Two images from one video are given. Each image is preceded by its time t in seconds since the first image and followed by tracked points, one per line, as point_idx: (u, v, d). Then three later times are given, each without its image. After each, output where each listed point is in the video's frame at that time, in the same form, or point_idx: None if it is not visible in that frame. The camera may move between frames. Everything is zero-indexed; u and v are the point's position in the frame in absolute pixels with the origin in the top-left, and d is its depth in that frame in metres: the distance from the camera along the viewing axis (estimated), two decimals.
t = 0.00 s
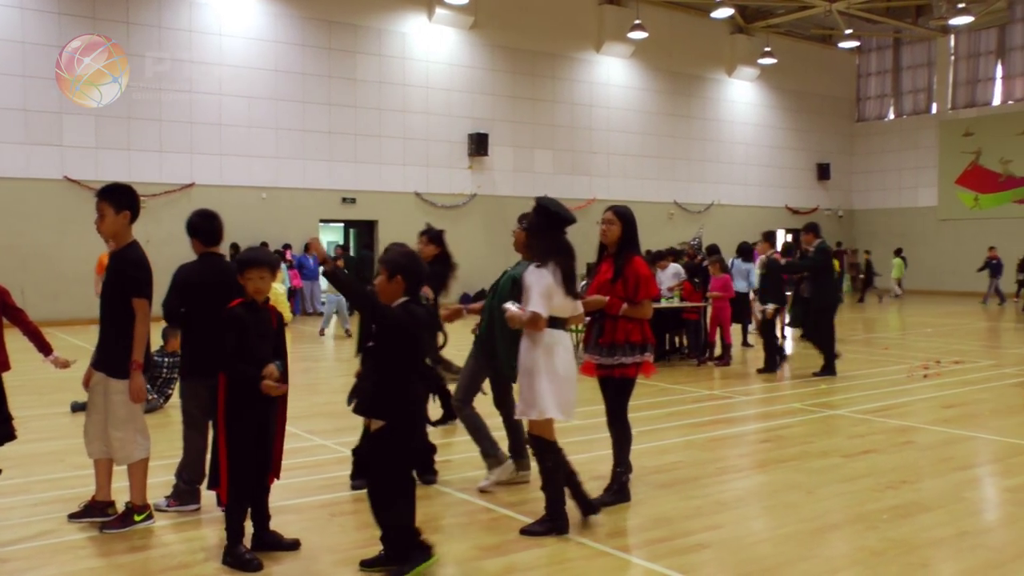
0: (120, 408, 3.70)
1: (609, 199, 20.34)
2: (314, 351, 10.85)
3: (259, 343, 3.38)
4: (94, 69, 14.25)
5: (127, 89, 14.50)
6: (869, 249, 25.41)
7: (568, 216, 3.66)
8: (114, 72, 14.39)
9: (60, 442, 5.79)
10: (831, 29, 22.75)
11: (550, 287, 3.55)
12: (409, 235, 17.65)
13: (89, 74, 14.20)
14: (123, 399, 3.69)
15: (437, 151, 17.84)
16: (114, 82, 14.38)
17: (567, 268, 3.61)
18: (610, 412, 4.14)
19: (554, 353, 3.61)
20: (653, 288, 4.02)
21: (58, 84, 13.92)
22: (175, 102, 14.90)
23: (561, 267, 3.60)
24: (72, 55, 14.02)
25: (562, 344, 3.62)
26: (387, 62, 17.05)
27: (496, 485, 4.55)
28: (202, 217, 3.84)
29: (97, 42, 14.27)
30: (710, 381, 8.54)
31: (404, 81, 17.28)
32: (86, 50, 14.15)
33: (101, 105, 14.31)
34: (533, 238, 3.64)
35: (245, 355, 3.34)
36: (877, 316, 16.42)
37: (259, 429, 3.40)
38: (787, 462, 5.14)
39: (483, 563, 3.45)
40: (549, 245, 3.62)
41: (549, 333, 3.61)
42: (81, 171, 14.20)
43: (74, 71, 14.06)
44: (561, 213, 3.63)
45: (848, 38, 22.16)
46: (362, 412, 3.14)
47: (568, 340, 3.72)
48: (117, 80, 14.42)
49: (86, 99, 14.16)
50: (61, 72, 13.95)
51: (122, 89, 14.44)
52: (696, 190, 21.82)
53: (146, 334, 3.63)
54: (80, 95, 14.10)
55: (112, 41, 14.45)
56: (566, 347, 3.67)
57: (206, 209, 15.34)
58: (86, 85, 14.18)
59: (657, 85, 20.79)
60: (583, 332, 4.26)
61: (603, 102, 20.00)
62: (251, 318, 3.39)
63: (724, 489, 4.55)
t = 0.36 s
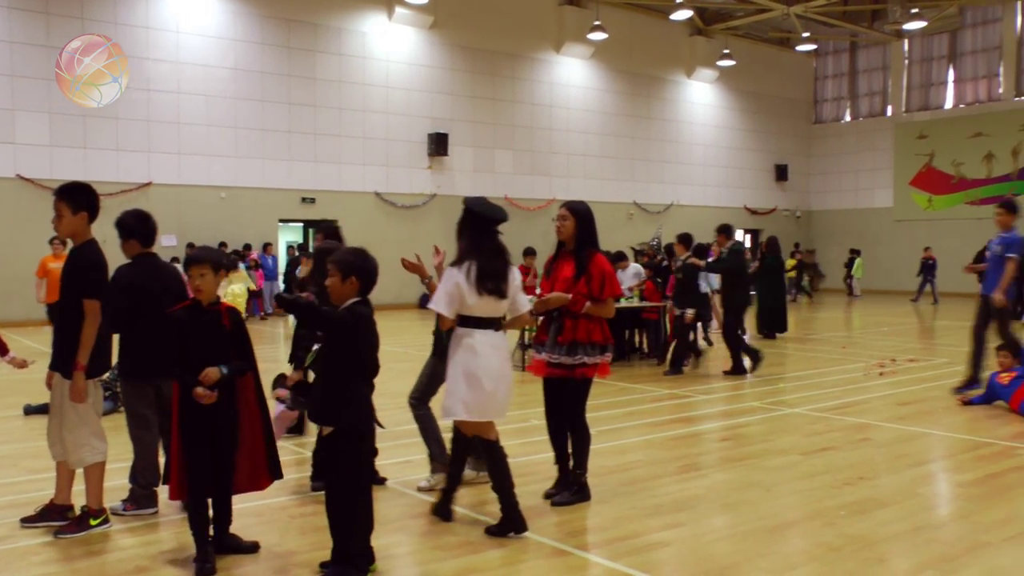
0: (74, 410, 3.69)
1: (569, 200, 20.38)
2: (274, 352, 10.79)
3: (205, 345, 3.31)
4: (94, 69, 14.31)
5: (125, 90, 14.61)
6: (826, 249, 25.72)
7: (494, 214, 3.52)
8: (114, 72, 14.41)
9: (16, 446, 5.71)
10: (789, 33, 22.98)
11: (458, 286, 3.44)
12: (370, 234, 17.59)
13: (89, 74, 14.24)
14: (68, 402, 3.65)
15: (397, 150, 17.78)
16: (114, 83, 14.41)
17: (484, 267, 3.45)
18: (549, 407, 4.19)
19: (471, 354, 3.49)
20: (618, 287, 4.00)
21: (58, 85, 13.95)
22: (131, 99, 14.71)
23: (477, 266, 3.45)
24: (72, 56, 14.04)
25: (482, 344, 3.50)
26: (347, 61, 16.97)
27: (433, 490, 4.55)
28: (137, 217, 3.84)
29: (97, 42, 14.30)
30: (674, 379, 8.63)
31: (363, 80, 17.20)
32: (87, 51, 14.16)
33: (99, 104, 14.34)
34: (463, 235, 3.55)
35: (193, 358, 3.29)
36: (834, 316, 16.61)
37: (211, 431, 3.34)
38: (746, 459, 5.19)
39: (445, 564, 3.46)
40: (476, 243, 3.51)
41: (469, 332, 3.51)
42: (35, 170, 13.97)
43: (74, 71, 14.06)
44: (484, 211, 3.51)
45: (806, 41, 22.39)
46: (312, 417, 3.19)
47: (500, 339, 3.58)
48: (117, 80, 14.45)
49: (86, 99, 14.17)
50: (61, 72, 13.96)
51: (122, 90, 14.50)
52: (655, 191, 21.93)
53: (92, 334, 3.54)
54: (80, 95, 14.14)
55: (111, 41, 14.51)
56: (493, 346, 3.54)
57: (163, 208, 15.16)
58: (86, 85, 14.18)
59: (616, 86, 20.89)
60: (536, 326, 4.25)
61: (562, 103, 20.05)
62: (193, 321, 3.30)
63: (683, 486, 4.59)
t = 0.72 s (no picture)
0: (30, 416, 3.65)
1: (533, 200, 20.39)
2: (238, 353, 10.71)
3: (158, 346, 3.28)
4: (94, 70, 14.67)
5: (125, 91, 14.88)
6: (788, 249, 25.95)
7: (426, 216, 3.60)
8: (114, 72, 14.77)
9: None
10: (751, 35, 23.18)
11: (391, 286, 3.47)
12: (333, 233, 17.51)
13: (90, 74, 14.62)
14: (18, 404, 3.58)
15: (360, 150, 17.72)
16: (114, 82, 14.76)
17: (416, 268, 3.52)
18: (507, 412, 4.13)
19: (401, 354, 3.54)
20: (578, 290, 4.07)
21: (59, 85, 14.26)
22: (89, 96, 14.53)
23: (410, 266, 3.51)
24: (73, 56, 14.36)
25: (410, 345, 3.56)
26: (309, 60, 16.88)
27: (370, 495, 4.45)
28: (98, 215, 3.87)
29: (98, 42, 14.60)
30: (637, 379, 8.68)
31: (326, 78, 17.12)
32: (87, 51, 14.50)
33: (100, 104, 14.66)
34: (395, 236, 3.59)
35: (145, 359, 3.26)
36: (795, 315, 16.76)
37: (164, 431, 3.28)
38: (710, 458, 5.24)
39: (410, 564, 3.45)
40: (409, 243, 3.56)
41: (398, 333, 3.56)
42: None
43: (74, 71, 14.44)
44: (419, 212, 3.58)
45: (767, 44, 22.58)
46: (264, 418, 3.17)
47: (427, 338, 3.64)
48: (117, 80, 14.79)
49: (86, 98, 14.52)
50: (61, 72, 14.29)
51: (122, 90, 14.81)
52: (617, 191, 21.99)
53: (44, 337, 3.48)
54: (80, 95, 14.47)
55: (112, 42, 14.76)
56: (421, 347, 3.60)
57: (123, 206, 14.99)
58: (86, 85, 14.57)
59: (579, 86, 20.95)
60: (495, 329, 4.24)
61: (525, 103, 20.08)
62: (144, 321, 3.28)
63: (646, 486, 4.62)
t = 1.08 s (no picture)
0: None
1: (499, 199, 20.39)
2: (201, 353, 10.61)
3: (127, 347, 3.25)
4: (95, 70, 14.89)
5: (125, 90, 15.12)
6: (752, 249, 26.14)
7: (362, 215, 3.63)
8: (114, 72, 15.00)
9: None
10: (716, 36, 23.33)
11: (333, 285, 3.52)
12: (298, 232, 17.41)
13: (90, 74, 14.84)
14: None
15: (325, 149, 17.63)
16: (114, 82, 15.00)
17: (356, 267, 3.57)
18: (464, 413, 4.14)
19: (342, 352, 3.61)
20: (527, 290, 4.05)
21: (61, 85, 14.49)
22: (50, 92, 14.35)
23: (350, 266, 3.56)
24: (73, 56, 14.57)
25: (350, 343, 3.62)
26: (274, 58, 16.77)
27: (336, 497, 4.42)
28: (66, 216, 3.86)
29: (98, 42, 14.82)
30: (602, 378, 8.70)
31: (291, 77, 17.02)
32: (88, 51, 14.73)
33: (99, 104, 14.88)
34: (332, 235, 3.64)
35: (114, 362, 3.23)
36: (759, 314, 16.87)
37: (133, 433, 3.25)
38: (674, 457, 5.26)
39: (374, 566, 3.44)
40: (347, 242, 3.61)
41: (339, 332, 3.61)
42: None
43: (76, 71, 14.67)
44: (351, 212, 3.62)
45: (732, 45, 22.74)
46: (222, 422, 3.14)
47: (368, 335, 3.70)
48: (117, 80, 15.04)
49: (88, 99, 14.76)
50: (63, 72, 14.52)
51: (121, 89, 15.05)
52: (583, 191, 22.04)
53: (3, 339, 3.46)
54: (81, 95, 14.71)
55: (112, 42, 14.98)
56: (361, 344, 3.66)
57: (84, 205, 14.81)
58: (87, 85, 14.81)
59: (545, 86, 20.98)
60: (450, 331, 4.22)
61: (491, 103, 20.09)
62: (115, 322, 3.26)
63: (611, 485, 4.63)
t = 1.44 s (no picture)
0: None
1: (465, 200, 20.36)
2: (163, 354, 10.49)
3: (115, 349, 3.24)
4: (95, 70, 15.04)
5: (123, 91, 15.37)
6: (717, 249, 26.29)
7: (284, 216, 3.61)
8: (115, 74, 15.24)
9: None
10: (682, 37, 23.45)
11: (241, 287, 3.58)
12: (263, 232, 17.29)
13: (91, 74, 14.99)
14: None
15: (290, 148, 17.53)
16: (113, 83, 15.24)
17: (270, 268, 3.57)
18: (407, 411, 4.11)
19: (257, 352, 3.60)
20: (462, 290, 3.99)
21: (63, 85, 14.69)
22: (11, 88, 14.15)
23: (262, 266, 3.58)
24: (73, 56, 14.76)
25: (267, 344, 3.60)
26: (238, 56, 16.65)
27: (299, 498, 4.39)
28: (38, 214, 3.85)
29: (99, 44, 15.04)
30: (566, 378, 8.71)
31: (255, 76, 16.91)
32: (88, 52, 14.91)
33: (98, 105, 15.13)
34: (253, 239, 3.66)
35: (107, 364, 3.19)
36: (723, 314, 16.98)
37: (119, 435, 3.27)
38: (637, 456, 5.28)
39: (337, 568, 3.41)
40: (265, 244, 3.60)
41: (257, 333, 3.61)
42: None
43: (76, 72, 14.85)
44: (271, 215, 3.59)
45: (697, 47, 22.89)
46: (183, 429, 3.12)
47: (291, 337, 3.68)
48: (117, 81, 15.28)
49: (88, 99, 14.97)
50: (64, 72, 14.71)
51: (122, 90, 15.31)
52: (548, 191, 22.07)
53: None
54: (82, 95, 14.90)
55: (113, 43, 15.23)
56: (286, 346, 3.65)
57: (44, 203, 14.61)
58: (89, 86, 14.99)
59: (510, 86, 20.99)
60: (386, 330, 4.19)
61: (457, 103, 20.07)
62: (106, 322, 3.21)
63: (575, 485, 4.63)
